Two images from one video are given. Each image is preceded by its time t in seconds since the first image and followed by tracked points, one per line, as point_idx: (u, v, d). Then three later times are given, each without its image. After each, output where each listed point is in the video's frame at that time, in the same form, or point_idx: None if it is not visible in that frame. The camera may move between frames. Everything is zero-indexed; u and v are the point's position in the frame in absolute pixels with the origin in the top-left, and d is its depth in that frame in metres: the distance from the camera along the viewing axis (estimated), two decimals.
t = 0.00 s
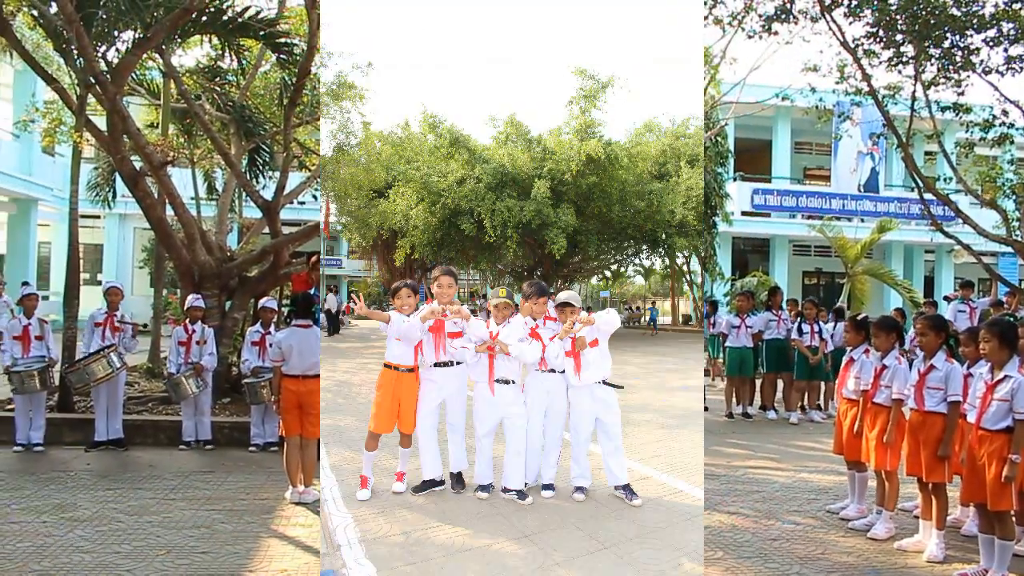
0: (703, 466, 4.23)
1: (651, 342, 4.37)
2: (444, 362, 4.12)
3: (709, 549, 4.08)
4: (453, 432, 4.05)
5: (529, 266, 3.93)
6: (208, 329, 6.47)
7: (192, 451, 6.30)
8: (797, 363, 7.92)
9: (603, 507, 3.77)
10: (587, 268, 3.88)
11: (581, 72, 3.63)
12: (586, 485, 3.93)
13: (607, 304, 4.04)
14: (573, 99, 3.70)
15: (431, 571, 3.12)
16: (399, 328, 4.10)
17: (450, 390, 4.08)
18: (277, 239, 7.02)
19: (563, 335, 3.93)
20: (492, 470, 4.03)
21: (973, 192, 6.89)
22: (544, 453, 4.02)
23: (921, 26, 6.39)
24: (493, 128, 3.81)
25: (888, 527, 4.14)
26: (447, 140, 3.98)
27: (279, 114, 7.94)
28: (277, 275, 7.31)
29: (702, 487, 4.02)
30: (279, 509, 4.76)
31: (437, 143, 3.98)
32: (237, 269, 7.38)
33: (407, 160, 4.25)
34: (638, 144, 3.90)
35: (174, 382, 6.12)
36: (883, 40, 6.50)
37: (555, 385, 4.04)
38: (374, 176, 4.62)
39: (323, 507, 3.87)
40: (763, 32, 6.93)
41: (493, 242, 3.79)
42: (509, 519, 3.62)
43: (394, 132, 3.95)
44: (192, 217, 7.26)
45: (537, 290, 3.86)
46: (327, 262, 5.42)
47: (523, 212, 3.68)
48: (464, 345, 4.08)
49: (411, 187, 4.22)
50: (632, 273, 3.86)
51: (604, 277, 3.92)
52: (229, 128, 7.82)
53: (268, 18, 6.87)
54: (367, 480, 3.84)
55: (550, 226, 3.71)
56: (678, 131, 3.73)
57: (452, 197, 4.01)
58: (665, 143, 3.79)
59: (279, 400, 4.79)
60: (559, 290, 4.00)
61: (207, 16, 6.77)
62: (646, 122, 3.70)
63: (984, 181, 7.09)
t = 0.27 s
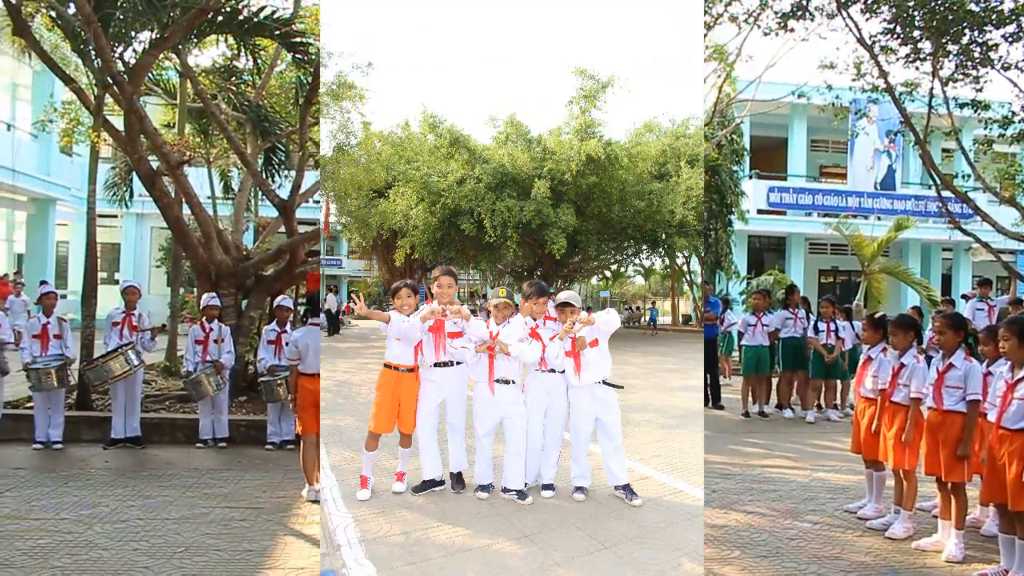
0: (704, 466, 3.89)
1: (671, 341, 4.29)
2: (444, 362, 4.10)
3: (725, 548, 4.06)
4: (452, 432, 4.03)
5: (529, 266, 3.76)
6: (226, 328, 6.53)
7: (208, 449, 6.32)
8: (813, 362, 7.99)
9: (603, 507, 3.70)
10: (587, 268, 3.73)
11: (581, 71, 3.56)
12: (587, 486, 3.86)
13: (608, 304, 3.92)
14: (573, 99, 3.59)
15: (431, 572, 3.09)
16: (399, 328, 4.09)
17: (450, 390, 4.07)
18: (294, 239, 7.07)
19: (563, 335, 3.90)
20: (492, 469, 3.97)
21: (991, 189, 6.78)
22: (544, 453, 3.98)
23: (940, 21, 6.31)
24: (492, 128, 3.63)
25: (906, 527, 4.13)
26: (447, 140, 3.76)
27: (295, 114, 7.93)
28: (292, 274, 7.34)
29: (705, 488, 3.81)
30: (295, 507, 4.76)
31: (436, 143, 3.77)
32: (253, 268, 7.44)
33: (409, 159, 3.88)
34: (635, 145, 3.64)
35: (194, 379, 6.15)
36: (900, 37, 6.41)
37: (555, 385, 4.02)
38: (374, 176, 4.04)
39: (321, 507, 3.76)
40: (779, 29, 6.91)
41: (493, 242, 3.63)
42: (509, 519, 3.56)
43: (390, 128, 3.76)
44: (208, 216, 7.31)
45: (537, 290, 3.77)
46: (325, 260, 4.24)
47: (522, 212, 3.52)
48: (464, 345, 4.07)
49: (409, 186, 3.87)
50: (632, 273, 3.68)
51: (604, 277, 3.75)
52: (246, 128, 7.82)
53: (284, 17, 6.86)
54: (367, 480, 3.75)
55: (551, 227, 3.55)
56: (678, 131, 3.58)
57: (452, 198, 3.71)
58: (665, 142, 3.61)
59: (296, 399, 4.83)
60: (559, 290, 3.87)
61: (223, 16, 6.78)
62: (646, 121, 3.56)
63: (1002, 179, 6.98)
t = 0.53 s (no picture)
0: (703, 466, 4.27)
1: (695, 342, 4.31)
2: (444, 362, 4.10)
3: (751, 548, 4.02)
4: (453, 432, 4.02)
5: (529, 266, 3.77)
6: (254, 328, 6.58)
7: (235, 447, 6.38)
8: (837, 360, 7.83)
9: (603, 507, 3.76)
10: (587, 268, 3.77)
11: (580, 71, 3.65)
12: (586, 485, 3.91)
13: (608, 304, 3.93)
14: (573, 99, 3.66)
15: (431, 571, 3.13)
16: (400, 328, 4.07)
17: (450, 390, 4.06)
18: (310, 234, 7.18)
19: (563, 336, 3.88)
20: (492, 470, 4.01)
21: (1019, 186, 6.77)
22: (543, 454, 3.99)
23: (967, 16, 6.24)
24: (492, 129, 3.70)
25: (935, 527, 4.09)
26: (447, 140, 3.80)
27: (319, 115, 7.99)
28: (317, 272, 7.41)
29: (702, 487, 4.02)
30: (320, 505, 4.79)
31: (436, 144, 3.82)
32: (277, 269, 7.49)
33: (408, 159, 3.90)
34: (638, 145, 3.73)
35: (219, 379, 6.18)
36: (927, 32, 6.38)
37: (555, 385, 4.00)
38: (372, 176, 4.05)
39: (322, 507, 3.83)
40: (804, 25, 6.88)
41: (493, 242, 3.62)
42: (509, 519, 3.61)
43: (391, 128, 3.85)
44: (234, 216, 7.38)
45: (537, 290, 3.76)
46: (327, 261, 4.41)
47: (522, 212, 3.53)
48: (463, 345, 4.05)
49: (409, 186, 3.86)
50: (631, 273, 3.73)
51: (604, 277, 3.79)
52: (270, 129, 7.89)
53: (308, 18, 6.93)
54: (367, 480, 3.85)
55: (551, 227, 3.55)
56: (678, 131, 3.74)
57: (452, 197, 3.71)
58: (664, 142, 3.72)
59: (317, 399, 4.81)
60: (559, 290, 3.87)
61: (249, 17, 6.86)
62: (647, 121, 3.64)
63: None
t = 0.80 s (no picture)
0: (700, 465, 4.68)
1: (699, 345, 4.48)
2: (444, 362, 4.44)
3: (778, 550, 3.98)
4: (453, 431, 4.38)
5: (529, 266, 4.11)
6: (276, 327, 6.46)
7: (260, 447, 6.43)
8: (867, 360, 7.86)
9: (603, 507, 4.07)
10: (586, 268, 4.11)
11: (581, 72, 3.93)
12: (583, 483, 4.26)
13: (608, 304, 4.25)
14: (574, 99, 3.95)
15: (431, 571, 3.31)
16: (400, 328, 4.38)
17: (450, 388, 4.40)
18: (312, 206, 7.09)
19: (564, 335, 4.20)
20: (492, 469, 4.36)
21: None
22: (544, 453, 4.36)
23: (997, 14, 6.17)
24: (493, 129, 4.05)
25: (964, 532, 4.03)
26: (447, 140, 4.12)
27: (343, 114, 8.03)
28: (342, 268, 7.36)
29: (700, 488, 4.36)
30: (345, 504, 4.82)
31: (436, 143, 4.16)
32: (302, 268, 7.47)
33: (407, 159, 4.25)
34: (637, 145, 4.11)
35: (242, 378, 6.29)
36: (956, 30, 6.21)
37: (554, 385, 4.35)
38: (373, 176, 4.42)
39: (326, 505, 4.22)
40: (830, 24, 6.84)
41: (493, 243, 3.96)
42: (509, 519, 3.90)
43: (390, 129, 4.21)
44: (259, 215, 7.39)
45: (537, 290, 4.08)
46: (327, 262, 4.64)
47: (523, 211, 3.83)
48: (463, 345, 4.39)
49: (409, 186, 4.18)
50: (632, 273, 4.08)
51: (604, 277, 4.14)
52: (294, 129, 7.93)
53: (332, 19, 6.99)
54: (367, 481, 4.23)
55: (550, 226, 3.89)
56: (678, 129, 4.12)
57: (452, 197, 4.03)
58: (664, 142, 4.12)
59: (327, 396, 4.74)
60: (559, 290, 4.22)
61: (274, 18, 6.93)
62: (646, 123, 3.99)
63: None
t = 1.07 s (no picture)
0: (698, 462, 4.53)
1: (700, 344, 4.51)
2: (444, 362, 4.21)
3: (801, 551, 3.93)
4: (453, 432, 4.18)
5: (530, 266, 3.98)
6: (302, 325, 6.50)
7: (281, 445, 6.45)
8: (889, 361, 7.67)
9: (604, 508, 3.90)
10: (587, 268, 4.00)
11: (580, 72, 3.70)
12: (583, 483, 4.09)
13: (608, 304, 4.10)
14: (573, 99, 3.73)
15: (431, 572, 3.10)
16: (400, 328, 4.16)
17: (450, 389, 4.17)
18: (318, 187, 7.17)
19: (564, 335, 4.01)
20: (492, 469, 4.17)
21: None
22: (544, 453, 4.17)
23: None
24: (492, 129, 3.87)
25: (991, 534, 3.99)
26: (446, 140, 3.95)
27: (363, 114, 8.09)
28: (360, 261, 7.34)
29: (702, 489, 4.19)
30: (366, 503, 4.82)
31: (436, 143, 3.97)
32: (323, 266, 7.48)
33: (407, 160, 4.08)
34: (636, 146, 4.07)
35: (265, 376, 6.23)
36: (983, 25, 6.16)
37: (555, 385, 4.14)
38: (371, 177, 4.27)
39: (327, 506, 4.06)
40: (854, 20, 6.80)
41: (493, 242, 3.81)
42: (509, 519, 3.71)
43: (389, 128, 4.00)
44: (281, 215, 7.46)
45: (537, 290, 3.93)
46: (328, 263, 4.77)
47: (523, 213, 3.71)
48: (464, 345, 4.16)
49: (409, 186, 4.03)
50: (632, 273, 4.02)
51: (604, 277, 4.04)
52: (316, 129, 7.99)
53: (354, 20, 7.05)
54: (368, 481, 4.05)
55: (551, 227, 3.76)
56: (677, 127, 3.99)
57: (451, 198, 3.88)
58: (664, 142, 4.06)
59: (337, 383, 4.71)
60: (559, 290, 4.08)
61: (296, 19, 6.99)
62: (646, 124, 3.89)
63: None
